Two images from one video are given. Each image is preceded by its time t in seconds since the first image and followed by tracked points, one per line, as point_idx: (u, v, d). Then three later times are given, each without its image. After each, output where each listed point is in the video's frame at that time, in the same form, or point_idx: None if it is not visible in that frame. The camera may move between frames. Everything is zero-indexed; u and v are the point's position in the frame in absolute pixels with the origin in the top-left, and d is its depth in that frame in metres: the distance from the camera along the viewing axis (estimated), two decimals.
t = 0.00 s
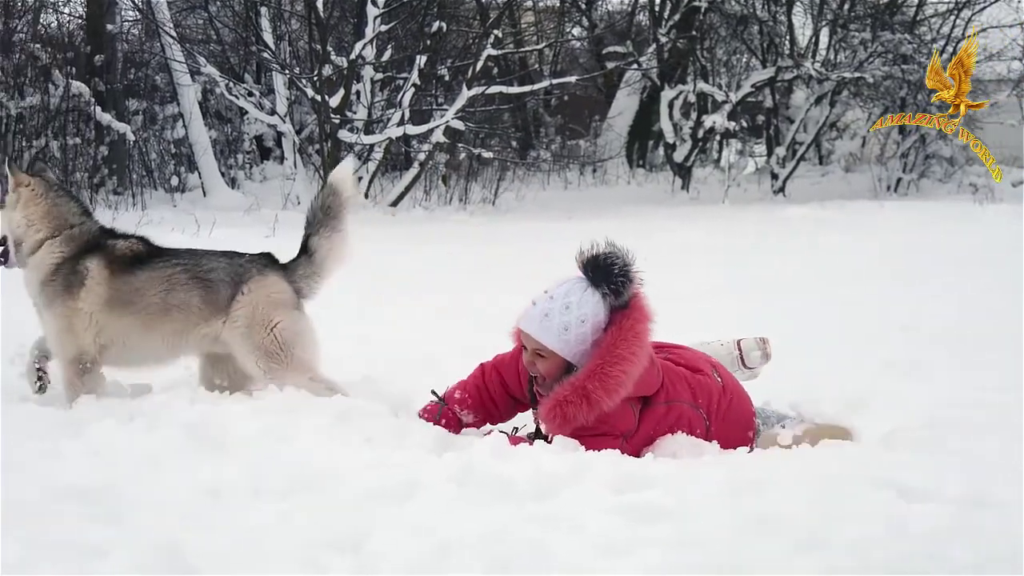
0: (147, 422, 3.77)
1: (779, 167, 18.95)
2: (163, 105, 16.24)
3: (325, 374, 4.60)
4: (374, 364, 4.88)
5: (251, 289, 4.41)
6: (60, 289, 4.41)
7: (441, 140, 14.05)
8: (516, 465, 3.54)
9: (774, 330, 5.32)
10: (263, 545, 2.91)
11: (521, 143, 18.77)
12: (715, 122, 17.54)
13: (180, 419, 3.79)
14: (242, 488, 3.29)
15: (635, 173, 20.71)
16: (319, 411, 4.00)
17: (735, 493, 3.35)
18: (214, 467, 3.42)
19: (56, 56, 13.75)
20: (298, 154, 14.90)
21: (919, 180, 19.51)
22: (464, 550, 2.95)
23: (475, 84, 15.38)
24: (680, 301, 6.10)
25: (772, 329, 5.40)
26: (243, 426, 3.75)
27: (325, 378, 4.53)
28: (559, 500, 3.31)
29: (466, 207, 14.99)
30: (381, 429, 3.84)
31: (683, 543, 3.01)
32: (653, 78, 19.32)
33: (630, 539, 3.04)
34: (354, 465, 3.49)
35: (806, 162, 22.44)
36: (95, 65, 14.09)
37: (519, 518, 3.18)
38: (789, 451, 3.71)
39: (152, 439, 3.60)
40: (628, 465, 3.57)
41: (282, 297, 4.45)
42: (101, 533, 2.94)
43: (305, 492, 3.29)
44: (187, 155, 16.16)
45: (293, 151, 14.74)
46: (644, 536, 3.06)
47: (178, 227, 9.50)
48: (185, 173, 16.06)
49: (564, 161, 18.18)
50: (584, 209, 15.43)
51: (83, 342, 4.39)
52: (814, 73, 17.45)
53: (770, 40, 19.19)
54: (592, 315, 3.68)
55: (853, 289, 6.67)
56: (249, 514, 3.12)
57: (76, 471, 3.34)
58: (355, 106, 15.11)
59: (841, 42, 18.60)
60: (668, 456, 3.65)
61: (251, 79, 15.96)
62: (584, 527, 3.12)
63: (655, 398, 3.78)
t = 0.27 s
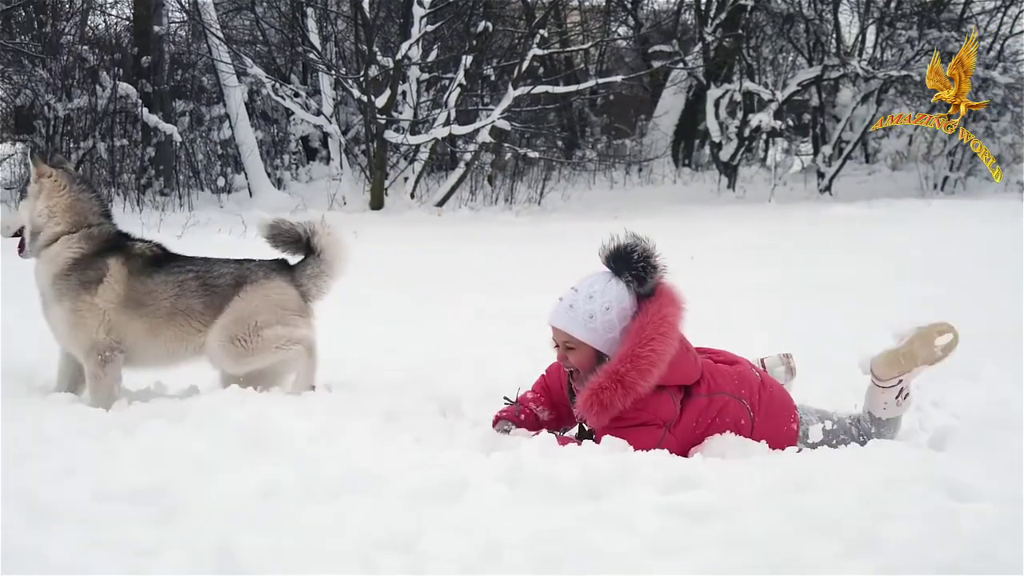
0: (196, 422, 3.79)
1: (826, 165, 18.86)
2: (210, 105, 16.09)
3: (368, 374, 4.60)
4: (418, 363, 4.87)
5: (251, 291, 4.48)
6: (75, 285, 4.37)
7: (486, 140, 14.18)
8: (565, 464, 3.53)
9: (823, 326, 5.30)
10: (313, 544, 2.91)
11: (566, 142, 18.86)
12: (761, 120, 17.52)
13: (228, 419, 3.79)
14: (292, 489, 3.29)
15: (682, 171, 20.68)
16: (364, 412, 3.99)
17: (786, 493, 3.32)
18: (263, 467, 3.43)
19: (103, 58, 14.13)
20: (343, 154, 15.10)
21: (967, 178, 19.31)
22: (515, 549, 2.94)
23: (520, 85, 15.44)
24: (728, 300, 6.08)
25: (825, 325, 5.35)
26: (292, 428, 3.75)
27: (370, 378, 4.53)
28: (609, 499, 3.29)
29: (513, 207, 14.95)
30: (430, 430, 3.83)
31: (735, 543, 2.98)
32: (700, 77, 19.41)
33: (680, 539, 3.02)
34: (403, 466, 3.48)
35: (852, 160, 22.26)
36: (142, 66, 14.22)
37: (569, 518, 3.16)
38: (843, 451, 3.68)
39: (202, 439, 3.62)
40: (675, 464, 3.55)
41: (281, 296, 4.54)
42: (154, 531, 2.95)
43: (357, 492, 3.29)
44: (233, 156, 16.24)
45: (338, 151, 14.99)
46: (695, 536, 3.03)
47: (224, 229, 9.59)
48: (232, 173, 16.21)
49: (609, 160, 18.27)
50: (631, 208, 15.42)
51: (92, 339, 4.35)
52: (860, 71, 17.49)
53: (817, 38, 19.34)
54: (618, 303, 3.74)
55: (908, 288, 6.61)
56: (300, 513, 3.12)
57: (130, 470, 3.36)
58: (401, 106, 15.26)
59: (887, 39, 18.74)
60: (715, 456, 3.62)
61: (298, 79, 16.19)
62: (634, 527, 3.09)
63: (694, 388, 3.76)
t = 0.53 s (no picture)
0: (225, 424, 3.80)
1: (852, 167, 18.69)
2: (237, 108, 15.93)
3: (394, 376, 4.59)
4: (446, 365, 4.86)
5: (238, 280, 4.35)
6: (83, 296, 4.38)
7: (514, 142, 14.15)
8: (594, 466, 3.52)
9: (854, 327, 5.27)
10: (342, 547, 2.90)
11: (593, 144, 18.86)
12: (788, 121, 17.45)
13: (257, 422, 3.79)
14: (320, 492, 3.28)
15: (709, 172, 20.57)
16: (392, 415, 3.98)
17: (817, 495, 3.30)
18: (292, 470, 3.42)
19: (131, 61, 14.18)
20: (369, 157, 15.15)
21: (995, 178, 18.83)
22: (546, 552, 2.92)
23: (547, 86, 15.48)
24: (757, 302, 6.06)
25: (856, 325, 5.33)
26: (321, 431, 3.75)
27: (395, 381, 4.52)
28: (640, 501, 3.27)
29: (540, 208, 14.89)
30: (459, 433, 3.83)
31: (766, 544, 2.96)
32: (726, 78, 19.35)
33: (710, 540, 3.00)
34: (433, 468, 3.48)
35: (879, 161, 22.11)
36: (169, 69, 14.18)
37: (599, 519, 3.15)
38: (875, 453, 3.66)
39: (231, 442, 3.62)
40: (705, 466, 3.54)
41: (268, 281, 4.35)
42: (183, 534, 2.94)
43: (387, 495, 3.28)
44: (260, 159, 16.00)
45: (365, 153, 15.06)
46: (726, 538, 3.02)
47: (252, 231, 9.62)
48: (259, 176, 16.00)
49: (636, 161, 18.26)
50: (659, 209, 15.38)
51: (101, 349, 4.33)
52: (887, 71, 17.40)
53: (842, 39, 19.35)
54: (635, 292, 3.83)
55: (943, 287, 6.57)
56: (329, 516, 3.11)
57: (160, 472, 3.37)
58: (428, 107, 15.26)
59: (915, 39, 18.77)
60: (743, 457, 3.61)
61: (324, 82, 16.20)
62: (664, 528, 3.08)
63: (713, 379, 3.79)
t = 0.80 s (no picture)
0: (249, 429, 3.79)
1: (875, 170, 18.63)
2: (260, 113, 15.99)
3: (416, 381, 4.58)
4: (466, 367, 4.86)
5: (255, 289, 4.32)
6: (85, 296, 4.33)
7: (536, 145, 14.21)
8: (619, 470, 3.51)
9: (880, 330, 5.25)
10: (367, 552, 2.88)
11: (615, 148, 18.87)
12: (811, 123, 17.46)
13: (280, 428, 3.79)
14: (345, 496, 3.27)
15: (731, 175, 20.54)
16: (414, 419, 3.97)
17: (841, 500, 3.28)
18: (316, 475, 3.41)
19: (154, 66, 14.19)
20: (391, 161, 15.19)
21: (1017, 181, 18.73)
22: (572, 556, 2.90)
23: (568, 89, 15.58)
24: (781, 304, 6.05)
25: (883, 329, 5.30)
26: (345, 436, 3.74)
27: (418, 385, 4.51)
28: (666, 505, 3.26)
29: (561, 212, 14.91)
30: (484, 437, 3.82)
31: (792, 548, 2.94)
32: (748, 82, 19.21)
33: (736, 545, 2.98)
34: (456, 473, 3.47)
35: (901, 164, 21.97)
36: (192, 74, 14.15)
37: (622, 523, 3.13)
38: (904, 456, 3.64)
39: (255, 447, 3.61)
40: (728, 470, 3.52)
41: (286, 294, 4.31)
42: (208, 539, 2.93)
43: (413, 499, 3.27)
44: (283, 163, 15.88)
45: (386, 158, 15.08)
46: (751, 543, 2.99)
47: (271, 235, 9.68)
48: (282, 181, 15.73)
49: (657, 165, 18.30)
50: (681, 213, 15.41)
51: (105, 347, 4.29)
52: (910, 75, 17.41)
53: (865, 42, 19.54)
54: (650, 279, 3.93)
55: (969, 287, 6.54)
56: (354, 521, 3.10)
57: (186, 476, 3.36)
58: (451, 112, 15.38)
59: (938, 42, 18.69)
60: (767, 463, 3.58)
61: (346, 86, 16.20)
62: (688, 533, 3.06)
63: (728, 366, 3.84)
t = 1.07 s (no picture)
0: (276, 434, 3.80)
1: (901, 174, 18.51)
2: (286, 118, 15.96)
3: (441, 385, 4.57)
4: (492, 371, 4.84)
5: (276, 290, 4.34)
6: (101, 296, 4.33)
7: (561, 149, 14.21)
8: (648, 475, 3.50)
9: (912, 336, 5.21)
10: (396, 554, 2.86)
11: (640, 152, 18.86)
12: (837, 127, 17.43)
13: (307, 433, 3.79)
14: (373, 501, 3.26)
15: (756, 180, 20.51)
16: (440, 425, 3.96)
17: (871, 505, 3.25)
18: (343, 480, 3.40)
19: (179, 71, 13.98)
20: (416, 165, 15.20)
21: None
22: (602, 559, 2.88)
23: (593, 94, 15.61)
24: (813, 310, 6.02)
25: (915, 333, 5.26)
26: (373, 441, 3.74)
27: (443, 390, 4.50)
28: (692, 510, 3.23)
29: (586, 216, 14.89)
30: (512, 442, 3.81)
31: (822, 553, 2.91)
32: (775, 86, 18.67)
33: (765, 549, 2.94)
34: (483, 478, 3.46)
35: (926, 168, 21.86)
36: (218, 79, 14.27)
37: (649, 526, 3.11)
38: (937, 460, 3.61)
39: (283, 451, 3.62)
40: (755, 476, 3.49)
41: (308, 295, 4.35)
42: (236, 541, 2.92)
43: (442, 504, 3.26)
44: (308, 168, 16.09)
45: (411, 163, 15.09)
46: (780, 547, 2.96)
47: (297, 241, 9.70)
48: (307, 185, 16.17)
49: (682, 169, 18.27)
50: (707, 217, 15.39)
51: (121, 344, 4.28)
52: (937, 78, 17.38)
53: (891, 46, 19.65)
54: (680, 266, 4.11)
55: (1005, 293, 6.48)
56: (382, 524, 3.08)
57: (214, 480, 3.37)
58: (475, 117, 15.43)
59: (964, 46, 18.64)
60: (794, 469, 3.56)
61: (371, 91, 16.21)
62: (716, 536, 3.03)
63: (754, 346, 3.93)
